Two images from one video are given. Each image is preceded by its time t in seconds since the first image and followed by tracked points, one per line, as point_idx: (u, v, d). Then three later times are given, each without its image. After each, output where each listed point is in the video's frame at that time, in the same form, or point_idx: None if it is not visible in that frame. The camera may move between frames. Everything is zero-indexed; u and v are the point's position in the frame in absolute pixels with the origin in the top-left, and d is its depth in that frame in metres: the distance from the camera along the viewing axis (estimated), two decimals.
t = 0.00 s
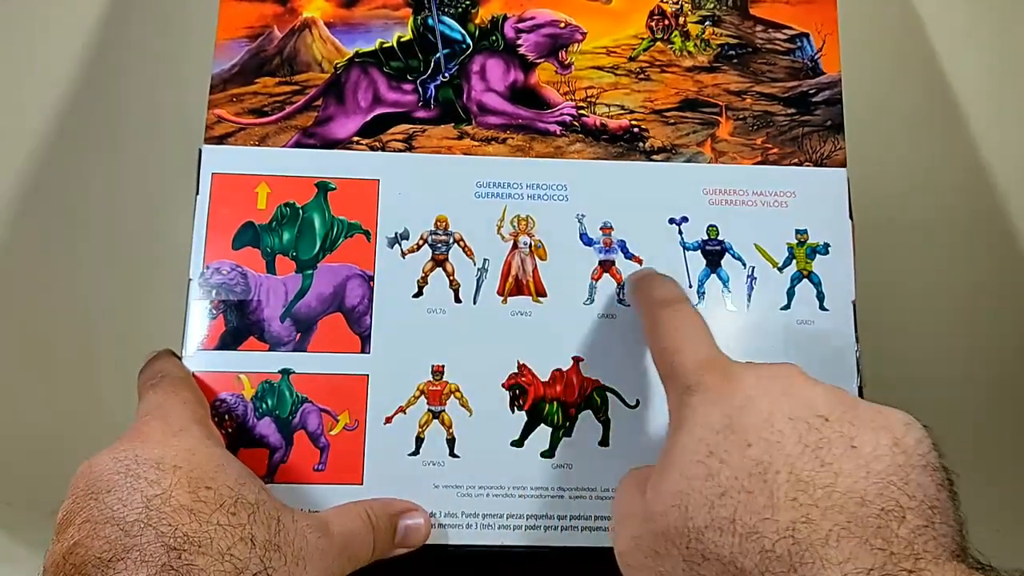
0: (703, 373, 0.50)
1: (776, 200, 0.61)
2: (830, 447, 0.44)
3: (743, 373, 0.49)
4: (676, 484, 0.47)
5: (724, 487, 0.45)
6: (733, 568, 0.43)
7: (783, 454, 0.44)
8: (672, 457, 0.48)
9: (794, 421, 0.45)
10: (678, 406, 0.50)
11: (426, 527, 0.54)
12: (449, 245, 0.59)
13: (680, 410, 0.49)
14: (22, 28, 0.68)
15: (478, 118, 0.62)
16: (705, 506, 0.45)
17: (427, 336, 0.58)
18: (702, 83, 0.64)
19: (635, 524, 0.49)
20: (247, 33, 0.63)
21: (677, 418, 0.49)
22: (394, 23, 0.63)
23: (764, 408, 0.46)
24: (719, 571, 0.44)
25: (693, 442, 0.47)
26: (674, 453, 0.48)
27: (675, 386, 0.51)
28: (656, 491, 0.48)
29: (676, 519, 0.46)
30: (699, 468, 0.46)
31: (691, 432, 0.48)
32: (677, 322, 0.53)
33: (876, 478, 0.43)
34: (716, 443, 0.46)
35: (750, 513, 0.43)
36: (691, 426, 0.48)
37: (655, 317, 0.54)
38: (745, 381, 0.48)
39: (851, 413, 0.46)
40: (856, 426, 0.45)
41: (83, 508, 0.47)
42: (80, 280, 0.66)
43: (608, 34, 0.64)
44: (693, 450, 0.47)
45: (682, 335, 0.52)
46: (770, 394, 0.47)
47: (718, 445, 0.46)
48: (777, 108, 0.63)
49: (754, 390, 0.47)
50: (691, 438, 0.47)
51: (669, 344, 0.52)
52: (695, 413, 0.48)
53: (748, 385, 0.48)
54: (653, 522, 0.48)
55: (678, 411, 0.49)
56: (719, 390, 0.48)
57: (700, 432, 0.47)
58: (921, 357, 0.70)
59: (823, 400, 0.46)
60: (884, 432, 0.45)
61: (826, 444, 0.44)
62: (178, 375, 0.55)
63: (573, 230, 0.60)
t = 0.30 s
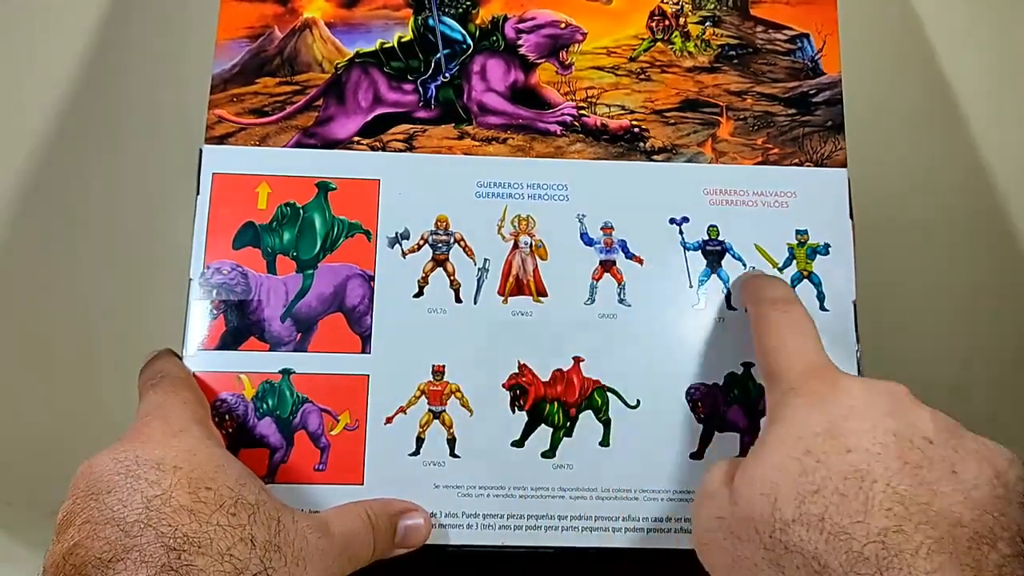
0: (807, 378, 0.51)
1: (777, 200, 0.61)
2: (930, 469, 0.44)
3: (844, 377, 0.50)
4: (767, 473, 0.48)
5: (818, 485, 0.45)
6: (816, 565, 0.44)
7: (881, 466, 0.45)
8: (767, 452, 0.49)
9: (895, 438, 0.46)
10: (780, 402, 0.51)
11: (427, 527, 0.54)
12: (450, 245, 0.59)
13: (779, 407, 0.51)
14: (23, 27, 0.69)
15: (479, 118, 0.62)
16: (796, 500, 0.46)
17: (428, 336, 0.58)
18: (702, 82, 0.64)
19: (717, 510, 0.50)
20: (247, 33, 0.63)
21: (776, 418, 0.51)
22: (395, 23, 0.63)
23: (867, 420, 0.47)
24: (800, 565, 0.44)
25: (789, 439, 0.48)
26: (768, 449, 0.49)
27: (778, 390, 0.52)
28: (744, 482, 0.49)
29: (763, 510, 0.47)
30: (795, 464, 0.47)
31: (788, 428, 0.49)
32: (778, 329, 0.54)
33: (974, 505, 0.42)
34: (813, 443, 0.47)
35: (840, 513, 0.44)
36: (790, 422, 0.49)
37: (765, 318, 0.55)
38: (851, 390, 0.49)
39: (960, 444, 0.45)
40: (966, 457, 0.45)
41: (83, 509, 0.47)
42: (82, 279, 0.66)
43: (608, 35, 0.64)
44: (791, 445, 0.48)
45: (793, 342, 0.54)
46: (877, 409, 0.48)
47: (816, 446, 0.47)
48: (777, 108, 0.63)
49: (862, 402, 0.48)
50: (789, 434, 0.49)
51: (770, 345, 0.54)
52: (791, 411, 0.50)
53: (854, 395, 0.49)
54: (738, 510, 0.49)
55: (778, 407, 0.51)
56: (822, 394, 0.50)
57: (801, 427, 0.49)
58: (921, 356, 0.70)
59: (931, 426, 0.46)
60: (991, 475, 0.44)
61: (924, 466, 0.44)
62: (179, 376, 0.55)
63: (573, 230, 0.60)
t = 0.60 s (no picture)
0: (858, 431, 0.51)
1: (777, 201, 0.61)
2: (969, 535, 0.46)
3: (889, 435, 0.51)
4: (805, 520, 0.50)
5: (854, 536, 0.47)
6: None
7: (921, 527, 0.46)
8: (808, 497, 0.51)
9: (937, 502, 0.47)
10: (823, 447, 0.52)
11: (425, 528, 0.54)
12: (450, 245, 0.59)
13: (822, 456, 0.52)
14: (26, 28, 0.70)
15: (480, 118, 0.62)
16: (830, 548, 0.47)
17: (428, 336, 0.58)
18: (703, 83, 0.64)
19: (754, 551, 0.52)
20: (248, 33, 0.63)
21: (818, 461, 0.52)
22: (396, 23, 0.63)
23: (911, 480, 0.48)
24: None
25: (830, 487, 0.50)
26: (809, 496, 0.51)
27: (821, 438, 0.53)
28: (784, 524, 0.51)
29: (796, 553, 0.49)
30: (835, 514, 0.49)
31: (830, 474, 0.51)
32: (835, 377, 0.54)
33: (1008, 574, 0.44)
34: (855, 495, 0.49)
35: (877, 567, 0.46)
36: (834, 467, 0.51)
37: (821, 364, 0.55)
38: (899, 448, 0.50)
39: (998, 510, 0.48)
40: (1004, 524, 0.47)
41: (84, 509, 0.47)
42: (83, 279, 0.66)
43: (609, 35, 0.64)
44: (832, 494, 0.50)
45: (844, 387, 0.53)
46: (923, 468, 0.49)
47: (858, 498, 0.48)
48: (778, 109, 0.63)
49: (909, 460, 0.49)
50: (831, 483, 0.50)
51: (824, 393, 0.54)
52: (833, 459, 0.51)
53: (900, 452, 0.50)
54: (775, 552, 0.50)
55: (821, 455, 0.52)
56: (868, 446, 0.51)
57: (844, 475, 0.50)
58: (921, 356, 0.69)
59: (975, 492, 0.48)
60: None
61: (963, 531, 0.46)
62: (180, 376, 0.55)
63: (574, 231, 0.60)
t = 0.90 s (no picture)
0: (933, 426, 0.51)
1: (777, 200, 0.61)
2: None
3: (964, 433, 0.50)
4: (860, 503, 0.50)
5: (914, 530, 0.47)
6: None
7: (980, 534, 0.47)
8: (872, 480, 0.51)
9: (1001, 514, 0.47)
10: (898, 434, 0.52)
11: (424, 529, 0.54)
12: (450, 245, 0.59)
13: (892, 445, 0.52)
14: (26, 28, 0.70)
15: (479, 118, 0.61)
16: (886, 535, 0.48)
17: (428, 337, 0.58)
18: (702, 83, 0.64)
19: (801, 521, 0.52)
20: (247, 33, 0.63)
21: (891, 445, 0.52)
22: (395, 23, 0.63)
23: (981, 487, 0.48)
24: None
25: (898, 476, 0.50)
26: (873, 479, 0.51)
27: (897, 426, 0.52)
28: (841, 502, 0.51)
29: (851, 532, 0.49)
30: (896, 503, 0.49)
31: (900, 462, 0.50)
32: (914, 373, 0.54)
33: None
34: (922, 489, 0.48)
35: (932, 562, 0.46)
36: (903, 457, 0.50)
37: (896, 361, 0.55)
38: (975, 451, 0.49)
39: None
40: None
41: (85, 509, 0.47)
42: (84, 279, 0.66)
43: (609, 35, 0.64)
44: (898, 484, 0.49)
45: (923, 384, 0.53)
46: (996, 475, 0.48)
47: (924, 492, 0.48)
48: (777, 108, 0.63)
49: (983, 467, 0.49)
50: (897, 472, 0.50)
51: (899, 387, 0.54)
52: (903, 450, 0.51)
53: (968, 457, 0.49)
54: (828, 530, 0.50)
55: (893, 443, 0.51)
56: (938, 446, 0.50)
57: (915, 466, 0.49)
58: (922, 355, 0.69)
59: None
60: None
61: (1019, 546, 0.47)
62: (181, 376, 0.54)
63: (574, 230, 0.60)
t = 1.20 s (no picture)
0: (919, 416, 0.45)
1: (778, 200, 0.61)
2: (1014, 550, 0.43)
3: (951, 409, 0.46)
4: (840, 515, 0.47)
5: (897, 540, 0.44)
6: None
7: (965, 539, 0.43)
8: (846, 487, 0.47)
9: (986, 513, 0.44)
10: (871, 426, 0.47)
11: (424, 529, 0.54)
12: (450, 245, 0.59)
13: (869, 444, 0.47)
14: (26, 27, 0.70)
15: (479, 118, 0.62)
16: (869, 547, 0.45)
17: (428, 336, 0.58)
18: (702, 83, 0.64)
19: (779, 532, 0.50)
20: (248, 33, 0.63)
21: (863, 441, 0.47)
22: (395, 23, 0.63)
23: (964, 486, 0.44)
24: None
25: (873, 481, 0.46)
26: (848, 485, 0.47)
27: (874, 414, 0.47)
28: (818, 516, 0.48)
29: (833, 546, 0.46)
30: (875, 514, 0.45)
31: (876, 466, 0.46)
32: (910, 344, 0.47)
33: None
34: (898, 494, 0.45)
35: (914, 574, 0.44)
36: (877, 458, 0.46)
37: (883, 327, 0.48)
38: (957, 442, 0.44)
39: None
40: None
41: (86, 508, 0.47)
42: (87, 278, 0.66)
43: (608, 35, 0.64)
44: (873, 491, 0.46)
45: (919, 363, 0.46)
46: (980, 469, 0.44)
47: (903, 498, 0.45)
48: (777, 108, 0.63)
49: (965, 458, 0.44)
50: (874, 476, 0.46)
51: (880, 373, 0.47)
52: (884, 451, 0.46)
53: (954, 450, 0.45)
54: (810, 542, 0.48)
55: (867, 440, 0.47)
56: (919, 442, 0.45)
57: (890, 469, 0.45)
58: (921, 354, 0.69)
59: None
60: None
61: (1006, 546, 0.43)
62: (181, 376, 0.54)
63: (574, 230, 0.60)
